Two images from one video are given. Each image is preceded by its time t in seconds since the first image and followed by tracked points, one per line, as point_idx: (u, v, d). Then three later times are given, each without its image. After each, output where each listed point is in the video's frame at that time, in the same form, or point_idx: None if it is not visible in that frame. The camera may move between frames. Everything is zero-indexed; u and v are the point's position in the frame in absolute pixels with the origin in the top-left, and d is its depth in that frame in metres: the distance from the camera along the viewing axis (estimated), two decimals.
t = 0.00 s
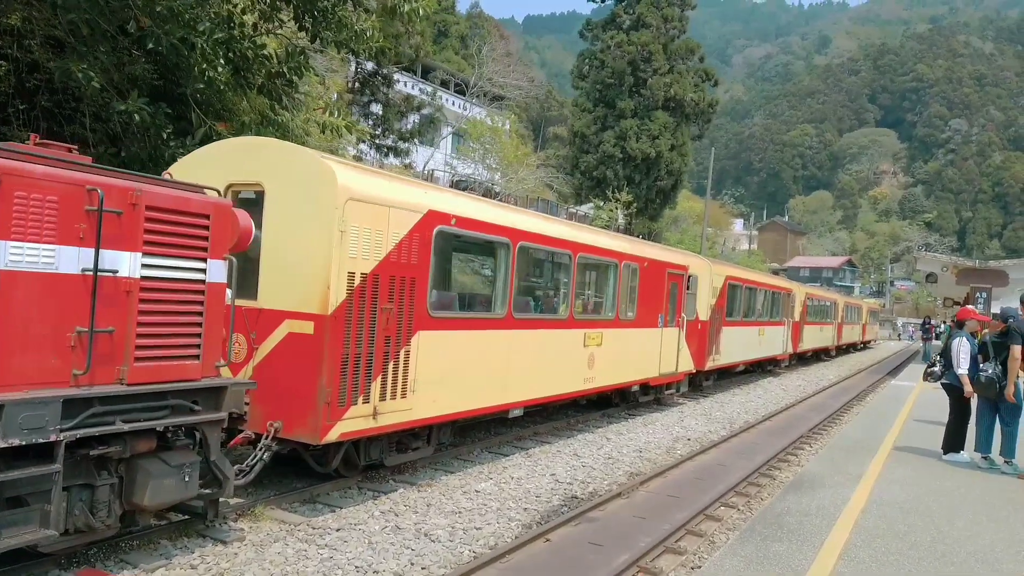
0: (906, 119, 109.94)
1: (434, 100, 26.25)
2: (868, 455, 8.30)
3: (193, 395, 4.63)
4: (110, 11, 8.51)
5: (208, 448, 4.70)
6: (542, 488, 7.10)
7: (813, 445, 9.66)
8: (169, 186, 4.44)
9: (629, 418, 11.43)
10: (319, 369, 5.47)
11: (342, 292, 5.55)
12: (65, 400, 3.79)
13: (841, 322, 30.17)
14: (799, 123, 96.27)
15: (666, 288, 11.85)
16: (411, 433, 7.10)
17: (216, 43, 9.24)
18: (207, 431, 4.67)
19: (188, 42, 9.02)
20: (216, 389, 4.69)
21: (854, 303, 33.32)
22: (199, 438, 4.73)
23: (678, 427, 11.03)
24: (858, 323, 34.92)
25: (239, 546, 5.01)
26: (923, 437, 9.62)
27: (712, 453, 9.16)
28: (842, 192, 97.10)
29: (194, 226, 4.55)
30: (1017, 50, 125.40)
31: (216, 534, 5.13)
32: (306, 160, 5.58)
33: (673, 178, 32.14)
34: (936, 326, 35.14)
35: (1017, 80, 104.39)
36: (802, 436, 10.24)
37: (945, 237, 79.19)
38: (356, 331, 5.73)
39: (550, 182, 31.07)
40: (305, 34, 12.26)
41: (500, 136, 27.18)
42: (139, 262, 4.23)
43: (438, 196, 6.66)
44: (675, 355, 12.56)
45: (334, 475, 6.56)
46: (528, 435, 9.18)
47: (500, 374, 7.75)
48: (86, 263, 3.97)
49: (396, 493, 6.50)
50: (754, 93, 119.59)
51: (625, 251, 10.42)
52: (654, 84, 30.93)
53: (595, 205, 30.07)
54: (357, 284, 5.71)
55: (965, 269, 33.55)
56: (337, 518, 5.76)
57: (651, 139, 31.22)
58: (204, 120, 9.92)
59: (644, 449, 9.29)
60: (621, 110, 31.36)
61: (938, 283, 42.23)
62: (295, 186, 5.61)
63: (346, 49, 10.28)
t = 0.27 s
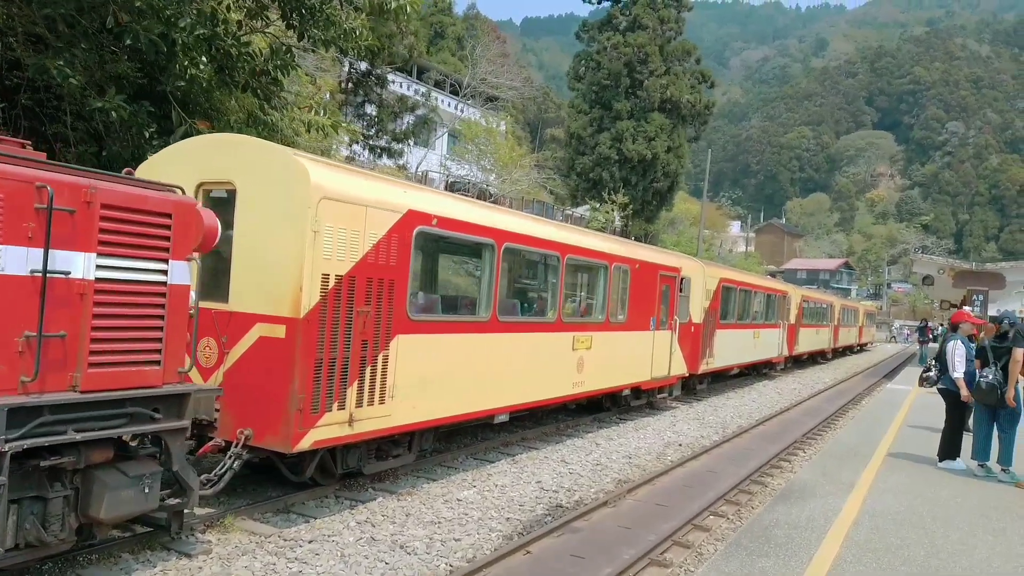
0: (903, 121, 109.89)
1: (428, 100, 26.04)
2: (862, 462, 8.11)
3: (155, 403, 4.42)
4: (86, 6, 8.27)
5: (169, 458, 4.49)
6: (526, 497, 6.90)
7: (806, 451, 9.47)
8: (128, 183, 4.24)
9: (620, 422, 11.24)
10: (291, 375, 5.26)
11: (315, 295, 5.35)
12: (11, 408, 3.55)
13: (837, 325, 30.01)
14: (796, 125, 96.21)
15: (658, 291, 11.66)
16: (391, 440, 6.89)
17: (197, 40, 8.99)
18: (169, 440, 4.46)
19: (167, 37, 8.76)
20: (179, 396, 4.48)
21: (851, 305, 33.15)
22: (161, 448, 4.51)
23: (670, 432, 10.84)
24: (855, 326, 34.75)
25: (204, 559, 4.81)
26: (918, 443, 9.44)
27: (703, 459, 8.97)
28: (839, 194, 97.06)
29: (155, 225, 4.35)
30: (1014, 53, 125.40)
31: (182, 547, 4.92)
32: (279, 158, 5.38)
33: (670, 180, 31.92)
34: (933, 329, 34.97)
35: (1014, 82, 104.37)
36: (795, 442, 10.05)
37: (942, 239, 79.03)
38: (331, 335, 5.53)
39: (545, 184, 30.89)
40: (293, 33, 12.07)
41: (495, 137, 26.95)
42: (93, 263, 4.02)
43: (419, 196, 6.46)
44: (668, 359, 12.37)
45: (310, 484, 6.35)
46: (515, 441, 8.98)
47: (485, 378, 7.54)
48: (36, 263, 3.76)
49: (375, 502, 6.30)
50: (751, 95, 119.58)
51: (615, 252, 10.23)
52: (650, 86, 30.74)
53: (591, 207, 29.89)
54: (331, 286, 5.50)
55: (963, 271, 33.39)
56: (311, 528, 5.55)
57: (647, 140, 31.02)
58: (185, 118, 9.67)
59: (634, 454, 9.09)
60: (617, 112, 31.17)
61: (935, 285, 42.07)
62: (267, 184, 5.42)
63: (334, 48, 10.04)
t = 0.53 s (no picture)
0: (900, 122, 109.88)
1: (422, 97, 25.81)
2: (854, 465, 7.93)
3: (113, 405, 4.23)
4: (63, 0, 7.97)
5: (129, 463, 4.29)
6: (510, 501, 6.73)
7: (798, 453, 9.30)
8: (83, 175, 4.06)
9: (611, 424, 11.07)
10: (261, 376, 5.08)
11: (286, 293, 5.17)
12: None
13: (833, 325, 29.86)
14: (793, 126, 96.17)
15: (649, 291, 11.48)
16: (370, 442, 6.71)
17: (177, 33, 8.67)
18: (129, 444, 4.27)
19: (146, 31, 8.45)
20: (139, 398, 4.29)
21: (847, 305, 33.00)
22: (120, 452, 4.33)
23: (661, 434, 10.66)
24: (851, 326, 34.61)
25: (168, 567, 4.62)
26: (911, 445, 9.28)
27: (693, 461, 8.79)
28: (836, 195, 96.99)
29: (112, 219, 4.17)
30: (1011, 54, 125.42)
31: (145, 555, 4.73)
32: (249, 152, 5.20)
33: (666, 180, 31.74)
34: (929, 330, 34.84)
35: (1010, 83, 104.37)
36: (788, 443, 9.89)
37: (939, 240, 78.92)
38: (303, 334, 5.35)
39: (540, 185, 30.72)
40: (280, 28, 11.85)
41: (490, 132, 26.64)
42: (45, 259, 3.83)
43: (398, 192, 6.28)
44: (660, 360, 12.19)
45: (285, 488, 6.16)
46: (501, 443, 8.80)
47: (468, 380, 7.36)
48: None
49: (352, 506, 6.12)
50: (748, 96, 119.51)
51: (605, 251, 10.06)
52: (646, 86, 30.56)
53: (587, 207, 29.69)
54: (304, 284, 5.32)
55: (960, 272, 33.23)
56: (284, 535, 5.36)
57: (643, 140, 30.83)
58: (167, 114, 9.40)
59: (623, 457, 8.92)
60: (612, 112, 31.00)
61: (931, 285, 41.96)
62: (237, 179, 5.24)
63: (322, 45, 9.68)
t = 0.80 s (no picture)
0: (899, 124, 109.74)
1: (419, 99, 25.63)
2: (850, 472, 7.75)
3: (73, 413, 4.05)
4: None
5: (91, 473, 4.11)
6: (495, 510, 6.54)
7: (794, 459, 9.12)
8: (39, 172, 3.88)
9: (604, 429, 10.89)
10: (232, 382, 4.90)
11: (259, 296, 4.99)
12: None
13: (832, 328, 29.67)
14: (793, 128, 96.09)
15: (643, 293, 11.30)
16: (351, 449, 6.54)
17: (160, 31, 8.39)
18: (90, 453, 4.08)
19: (127, 29, 8.18)
20: (100, 405, 4.10)
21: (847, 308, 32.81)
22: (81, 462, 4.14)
23: (655, 439, 10.48)
24: (850, 329, 34.43)
25: None
26: (908, 452, 9.09)
27: (686, 467, 8.61)
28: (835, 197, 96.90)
29: (70, 218, 3.98)
30: (1010, 57, 125.29)
31: (111, 568, 4.54)
32: (221, 149, 5.02)
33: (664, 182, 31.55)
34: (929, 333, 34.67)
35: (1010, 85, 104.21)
36: (784, 449, 9.70)
37: (938, 242, 78.72)
38: (278, 338, 5.17)
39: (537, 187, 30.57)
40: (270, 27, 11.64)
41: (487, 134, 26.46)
42: None
43: (379, 191, 6.10)
44: (654, 363, 12.01)
45: (263, 497, 5.98)
46: (490, 449, 8.62)
47: (454, 385, 7.18)
48: None
49: (331, 516, 5.93)
50: (748, 98, 119.47)
51: (597, 252, 9.88)
52: (644, 87, 30.38)
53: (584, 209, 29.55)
54: (279, 287, 5.14)
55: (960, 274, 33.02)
56: (258, 546, 5.18)
57: (641, 142, 30.65)
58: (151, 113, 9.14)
59: (615, 463, 8.73)
60: (610, 114, 30.83)
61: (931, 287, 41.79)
62: (209, 178, 5.06)
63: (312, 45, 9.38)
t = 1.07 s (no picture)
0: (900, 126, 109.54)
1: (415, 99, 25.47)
2: (845, 477, 7.57)
3: (28, 415, 3.86)
4: None
5: (47, 477, 3.93)
6: (478, 514, 6.37)
7: (788, 463, 8.94)
8: None
9: (596, 431, 10.70)
10: (201, 383, 4.71)
11: (230, 294, 4.81)
12: None
13: (831, 329, 29.47)
14: (793, 129, 95.94)
15: (637, 293, 11.12)
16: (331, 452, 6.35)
17: (143, 24, 8.06)
18: (46, 456, 3.90)
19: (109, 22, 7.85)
20: (57, 406, 3.92)
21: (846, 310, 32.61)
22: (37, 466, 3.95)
23: (648, 441, 10.30)
24: (849, 330, 34.23)
25: None
26: (906, 455, 8.91)
27: (678, 470, 8.43)
28: (836, 199, 96.73)
29: (25, 210, 3.80)
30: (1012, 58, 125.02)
31: None
32: (192, 142, 4.85)
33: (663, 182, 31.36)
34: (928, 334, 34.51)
35: (1011, 87, 103.98)
36: (779, 452, 9.52)
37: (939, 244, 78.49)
38: (250, 337, 4.99)
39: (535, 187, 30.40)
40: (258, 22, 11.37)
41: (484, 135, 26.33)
42: None
43: (359, 186, 5.93)
44: (648, 364, 11.83)
45: (238, 501, 5.79)
46: (478, 452, 8.44)
47: (439, 385, 7.00)
48: None
49: (308, 521, 5.75)
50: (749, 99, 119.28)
51: (589, 251, 9.70)
52: (643, 88, 30.19)
53: (582, 209, 29.38)
54: (251, 285, 4.97)
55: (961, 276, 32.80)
56: (228, 553, 4.99)
57: (639, 142, 30.46)
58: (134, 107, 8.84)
59: (606, 466, 8.55)
60: (609, 114, 30.65)
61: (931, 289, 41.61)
62: (179, 171, 4.88)
63: (303, 40, 9.02)
